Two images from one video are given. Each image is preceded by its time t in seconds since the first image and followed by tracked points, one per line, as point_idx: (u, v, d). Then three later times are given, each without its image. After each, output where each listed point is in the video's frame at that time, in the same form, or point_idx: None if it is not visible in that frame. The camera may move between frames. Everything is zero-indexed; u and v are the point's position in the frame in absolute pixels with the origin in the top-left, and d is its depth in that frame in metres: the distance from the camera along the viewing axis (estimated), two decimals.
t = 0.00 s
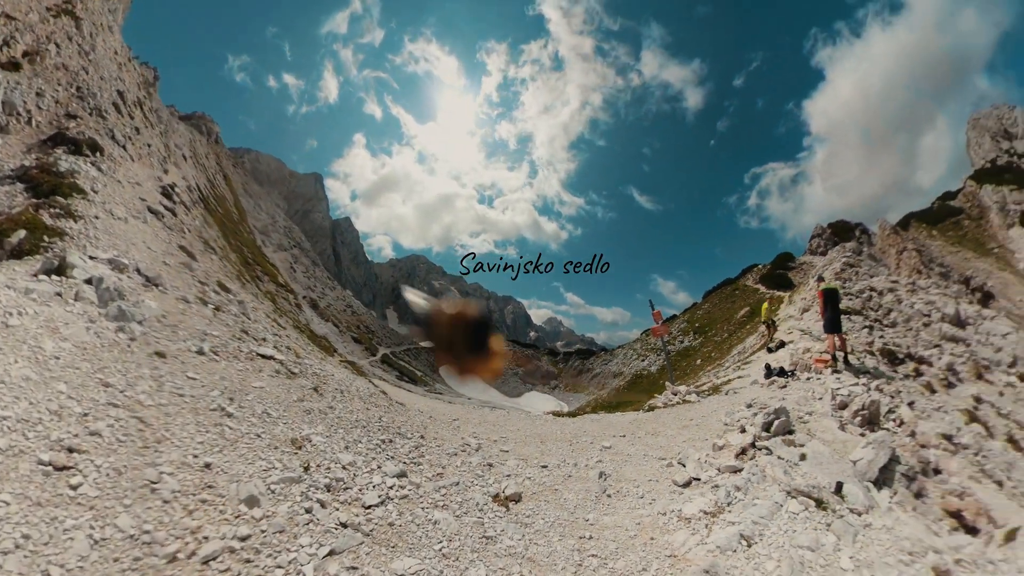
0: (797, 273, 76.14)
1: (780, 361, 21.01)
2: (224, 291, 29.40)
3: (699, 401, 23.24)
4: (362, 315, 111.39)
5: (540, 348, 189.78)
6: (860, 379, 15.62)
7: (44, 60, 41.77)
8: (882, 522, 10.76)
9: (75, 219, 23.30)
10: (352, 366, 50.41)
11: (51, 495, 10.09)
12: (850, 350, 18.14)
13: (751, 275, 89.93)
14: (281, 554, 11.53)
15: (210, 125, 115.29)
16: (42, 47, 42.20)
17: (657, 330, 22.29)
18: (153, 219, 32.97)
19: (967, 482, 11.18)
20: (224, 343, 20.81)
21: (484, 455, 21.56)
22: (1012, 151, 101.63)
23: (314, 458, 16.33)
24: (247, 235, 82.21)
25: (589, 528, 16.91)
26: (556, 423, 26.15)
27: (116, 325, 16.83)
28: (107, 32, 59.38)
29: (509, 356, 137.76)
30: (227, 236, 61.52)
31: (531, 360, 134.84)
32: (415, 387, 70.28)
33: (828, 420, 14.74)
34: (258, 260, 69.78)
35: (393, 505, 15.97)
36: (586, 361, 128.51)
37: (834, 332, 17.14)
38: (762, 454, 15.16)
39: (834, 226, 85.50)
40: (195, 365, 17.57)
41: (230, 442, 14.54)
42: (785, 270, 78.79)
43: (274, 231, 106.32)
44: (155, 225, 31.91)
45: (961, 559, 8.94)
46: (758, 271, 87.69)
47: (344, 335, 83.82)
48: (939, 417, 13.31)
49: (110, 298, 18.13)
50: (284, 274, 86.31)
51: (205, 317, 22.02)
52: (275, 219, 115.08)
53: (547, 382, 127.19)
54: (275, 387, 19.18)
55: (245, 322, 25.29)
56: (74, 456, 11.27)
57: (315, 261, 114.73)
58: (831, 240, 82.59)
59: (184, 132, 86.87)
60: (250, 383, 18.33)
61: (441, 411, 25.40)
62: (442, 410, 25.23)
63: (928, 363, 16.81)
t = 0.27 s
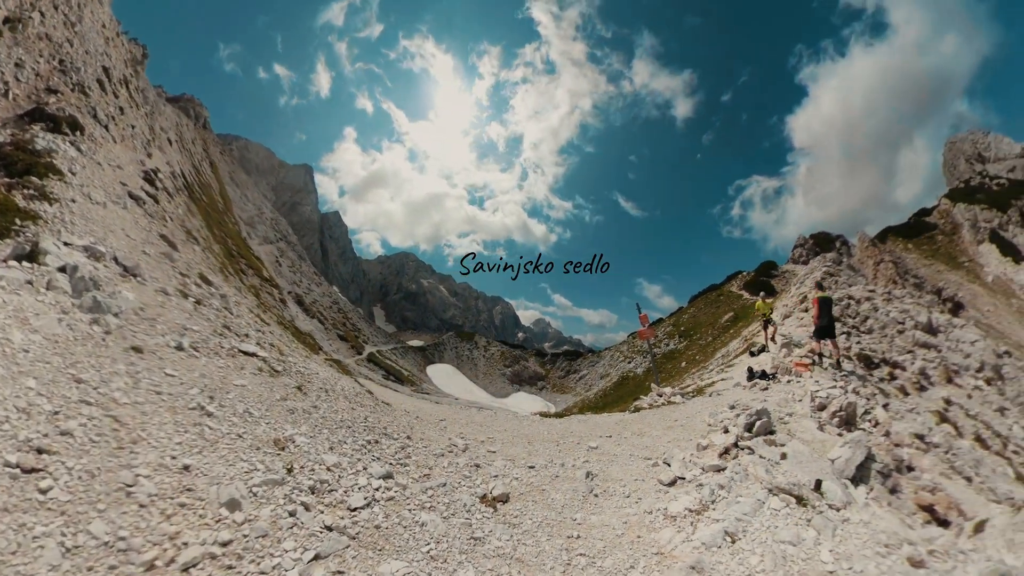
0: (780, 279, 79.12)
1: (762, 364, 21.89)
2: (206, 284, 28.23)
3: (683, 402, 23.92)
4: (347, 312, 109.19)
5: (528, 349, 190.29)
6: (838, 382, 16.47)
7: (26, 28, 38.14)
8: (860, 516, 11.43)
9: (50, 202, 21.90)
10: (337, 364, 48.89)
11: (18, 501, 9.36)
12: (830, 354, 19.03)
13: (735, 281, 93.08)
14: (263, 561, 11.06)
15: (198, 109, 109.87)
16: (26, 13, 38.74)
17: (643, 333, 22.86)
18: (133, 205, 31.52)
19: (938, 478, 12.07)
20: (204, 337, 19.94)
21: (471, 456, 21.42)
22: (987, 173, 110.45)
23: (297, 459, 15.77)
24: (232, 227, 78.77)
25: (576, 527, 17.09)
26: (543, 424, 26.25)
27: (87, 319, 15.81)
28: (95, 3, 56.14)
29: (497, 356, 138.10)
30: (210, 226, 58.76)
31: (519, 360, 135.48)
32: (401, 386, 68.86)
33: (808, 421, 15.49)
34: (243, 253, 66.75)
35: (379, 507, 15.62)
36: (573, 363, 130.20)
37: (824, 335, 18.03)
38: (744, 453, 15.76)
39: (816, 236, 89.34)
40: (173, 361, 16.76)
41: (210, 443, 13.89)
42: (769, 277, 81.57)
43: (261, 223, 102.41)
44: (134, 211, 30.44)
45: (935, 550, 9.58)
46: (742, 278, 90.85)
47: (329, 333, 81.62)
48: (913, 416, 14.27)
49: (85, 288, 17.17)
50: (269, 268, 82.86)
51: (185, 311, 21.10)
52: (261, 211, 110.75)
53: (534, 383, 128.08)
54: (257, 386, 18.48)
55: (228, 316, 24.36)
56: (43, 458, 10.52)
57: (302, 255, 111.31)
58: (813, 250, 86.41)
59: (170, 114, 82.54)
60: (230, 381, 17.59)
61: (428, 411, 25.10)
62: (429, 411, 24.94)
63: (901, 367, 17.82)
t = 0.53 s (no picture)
0: (764, 286, 82.04)
1: (745, 367, 22.72)
2: (189, 276, 27.19)
3: (669, 403, 24.52)
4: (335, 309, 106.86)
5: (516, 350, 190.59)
6: (818, 385, 17.26)
7: None
8: (840, 512, 12.04)
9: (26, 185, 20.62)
10: (324, 363, 47.44)
11: None
12: (810, 358, 19.82)
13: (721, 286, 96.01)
14: (247, 567, 10.60)
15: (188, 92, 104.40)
16: None
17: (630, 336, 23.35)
18: (112, 191, 30.10)
19: (913, 474, 12.87)
20: (185, 332, 19.07)
21: (458, 456, 21.26)
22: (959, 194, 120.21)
23: (281, 460, 15.24)
24: (219, 217, 75.36)
25: (565, 527, 17.22)
26: (532, 425, 26.34)
27: (59, 311, 14.82)
28: None
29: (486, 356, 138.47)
30: (196, 216, 56.09)
31: (507, 361, 136.32)
32: (389, 386, 67.44)
33: (790, 422, 16.20)
34: (229, 246, 63.81)
35: (366, 509, 15.27)
36: (562, 364, 131.98)
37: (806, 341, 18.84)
38: (729, 453, 16.31)
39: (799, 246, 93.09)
40: (152, 356, 15.95)
41: (191, 444, 13.25)
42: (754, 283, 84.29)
43: (248, 215, 98.20)
44: (113, 197, 29.04)
45: (911, 542, 10.18)
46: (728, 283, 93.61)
47: (316, 330, 79.55)
48: (889, 418, 15.21)
49: (60, 278, 16.12)
50: (254, 262, 79.68)
51: (166, 304, 20.15)
52: (249, 202, 106.20)
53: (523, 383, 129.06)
54: (240, 383, 17.79)
55: (211, 310, 23.43)
56: (13, 458, 9.77)
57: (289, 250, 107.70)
58: (797, 258, 89.81)
59: (158, 96, 77.92)
60: (212, 378, 16.89)
61: (415, 411, 24.78)
62: (416, 411, 24.64)
63: (878, 371, 18.74)
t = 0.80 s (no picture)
0: (750, 291, 84.52)
1: (730, 369, 23.45)
2: (174, 268, 26.17)
3: (656, 404, 25.05)
4: (323, 306, 104.30)
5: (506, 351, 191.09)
6: (801, 387, 18.03)
7: None
8: (823, 509, 12.61)
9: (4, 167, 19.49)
10: (310, 361, 45.94)
11: None
12: (793, 362, 20.50)
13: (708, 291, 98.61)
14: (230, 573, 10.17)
15: (179, 75, 99.27)
16: None
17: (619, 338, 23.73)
18: (93, 176, 28.73)
19: (892, 472, 13.60)
20: (166, 326, 18.25)
21: (447, 457, 21.06)
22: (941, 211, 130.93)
23: (266, 462, 14.73)
24: (205, 208, 72.06)
25: (555, 526, 17.31)
26: (521, 425, 26.41)
27: (35, 302, 13.98)
28: None
29: (475, 356, 138.61)
30: (181, 205, 53.64)
31: (497, 361, 137.04)
32: (377, 386, 65.91)
33: (773, 422, 16.86)
34: (214, 238, 61.07)
35: (353, 511, 14.91)
36: (551, 365, 133.45)
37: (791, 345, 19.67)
38: (715, 452, 16.82)
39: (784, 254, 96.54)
40: (132, 352, 15.20)
41: (173, 445, 12.66)
42: (740, 289, 86.71)
43: (236, 206, 94.30)
44: (92, 182, 27.71)
45: (890, 536, 10.74)
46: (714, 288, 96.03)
47: (303, 326, 77.38)
48: (869, 418, 16.04)
49: (35, 267, 15.10)
50: (241, 255, 76.19)
51: (147, 297, 19.25)
52: (237, 193, 101.92)
53: (511, 383, 129.94)
54: (224, 381, 17.14)
55: (194, 305, 22.56)
56: None
57: (278, 244, 104.19)
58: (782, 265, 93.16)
59: (147, 78, 73.53)
60: (195, 376, 16.23)
61: (404, 411, 24.45)
62: (405, 411, 24.34)
63: (858, 374, 19.73)
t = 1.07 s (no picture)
0: (737, 295, 86.73)
1: (717, 371, 24.08)
2: (158, 261, 25.25)
3: (645, 405, 25.51)
4: (313, 302, 101.95)
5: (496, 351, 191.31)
6: (785, 389, 18.72)
7: None
8: (807, 505, 13.14)
9: None
10: (298, 359, 44.60)
11: None
12: (777, 364, 21.35)
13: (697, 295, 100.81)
14: None
15: (171, 59, 94.65)
16: None
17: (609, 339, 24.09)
18: (72, 162, 27.54)
19: (873, 470, 14.34)
20: (148, 321, 17.53)
21: (436, 458, 20.85)
22: (921, 221, 140.30)
23: (252, 463, 14.23)
24: (192, 198, 69.25)
25: (545, 526, 17.36)
26: (511, 426, 26.42)
27: (13, 292, 13.22)
28: None
29: (465, 356, 138.48)
30: (167, 195, 51.65)
31: (486, 361, 137.45)
32: (367, 385, 64.39)
33: (759, 423, 17.46)
34: (202, 229, 58.89)
35: (342, 513, 14.57)
36: (541, 365, 134.47)
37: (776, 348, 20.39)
38: (702, 452, 17.25)
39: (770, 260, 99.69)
40: (112, 348, 14.56)
41: (155, 445, 12.13)
42: (728, 293, 88.69)
43: (224, 197, 90.72)
44: (72, 168, 26.58)
45: (872, 531, 11.27)
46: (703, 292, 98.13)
47: (292, 323, 75.37)
48: (851, 420, 16.97)
49: (12, 255, 14.18)
50: (228, 248, 73.61)
51: (129, 291, 18.48)
52: (226, 183, 98.22)
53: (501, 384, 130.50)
54: (209, 379, 16.58)
55: (178, 299, 21.79)
56: None
57: (267, 238, 100.91)
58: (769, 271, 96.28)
59: (137, 60, 69.83)
60: (177, 373, 15.64)
61: (393, 411, 24.13)
62: (394, 411, 24.04)
63: (840, 377, 20.78)
